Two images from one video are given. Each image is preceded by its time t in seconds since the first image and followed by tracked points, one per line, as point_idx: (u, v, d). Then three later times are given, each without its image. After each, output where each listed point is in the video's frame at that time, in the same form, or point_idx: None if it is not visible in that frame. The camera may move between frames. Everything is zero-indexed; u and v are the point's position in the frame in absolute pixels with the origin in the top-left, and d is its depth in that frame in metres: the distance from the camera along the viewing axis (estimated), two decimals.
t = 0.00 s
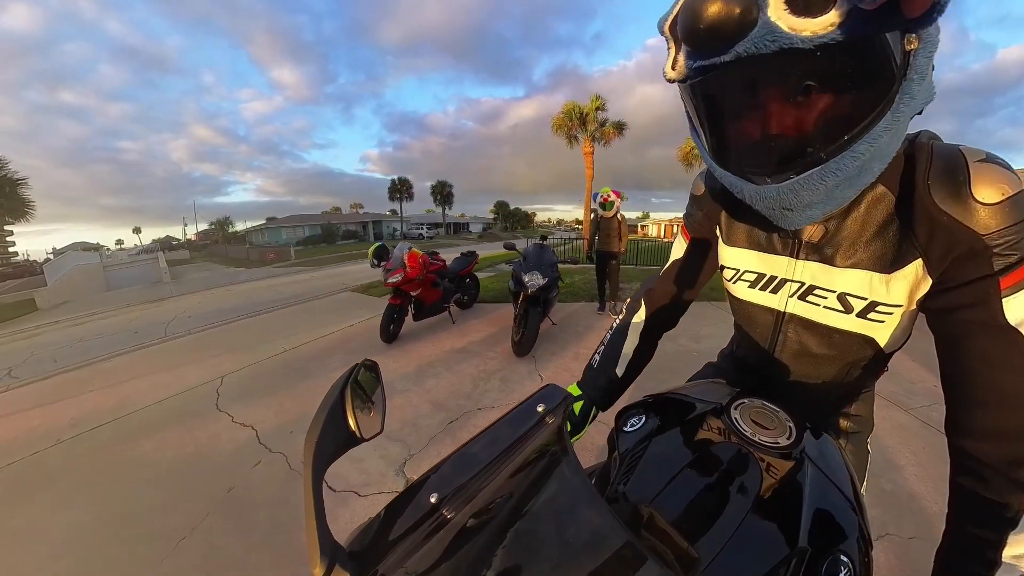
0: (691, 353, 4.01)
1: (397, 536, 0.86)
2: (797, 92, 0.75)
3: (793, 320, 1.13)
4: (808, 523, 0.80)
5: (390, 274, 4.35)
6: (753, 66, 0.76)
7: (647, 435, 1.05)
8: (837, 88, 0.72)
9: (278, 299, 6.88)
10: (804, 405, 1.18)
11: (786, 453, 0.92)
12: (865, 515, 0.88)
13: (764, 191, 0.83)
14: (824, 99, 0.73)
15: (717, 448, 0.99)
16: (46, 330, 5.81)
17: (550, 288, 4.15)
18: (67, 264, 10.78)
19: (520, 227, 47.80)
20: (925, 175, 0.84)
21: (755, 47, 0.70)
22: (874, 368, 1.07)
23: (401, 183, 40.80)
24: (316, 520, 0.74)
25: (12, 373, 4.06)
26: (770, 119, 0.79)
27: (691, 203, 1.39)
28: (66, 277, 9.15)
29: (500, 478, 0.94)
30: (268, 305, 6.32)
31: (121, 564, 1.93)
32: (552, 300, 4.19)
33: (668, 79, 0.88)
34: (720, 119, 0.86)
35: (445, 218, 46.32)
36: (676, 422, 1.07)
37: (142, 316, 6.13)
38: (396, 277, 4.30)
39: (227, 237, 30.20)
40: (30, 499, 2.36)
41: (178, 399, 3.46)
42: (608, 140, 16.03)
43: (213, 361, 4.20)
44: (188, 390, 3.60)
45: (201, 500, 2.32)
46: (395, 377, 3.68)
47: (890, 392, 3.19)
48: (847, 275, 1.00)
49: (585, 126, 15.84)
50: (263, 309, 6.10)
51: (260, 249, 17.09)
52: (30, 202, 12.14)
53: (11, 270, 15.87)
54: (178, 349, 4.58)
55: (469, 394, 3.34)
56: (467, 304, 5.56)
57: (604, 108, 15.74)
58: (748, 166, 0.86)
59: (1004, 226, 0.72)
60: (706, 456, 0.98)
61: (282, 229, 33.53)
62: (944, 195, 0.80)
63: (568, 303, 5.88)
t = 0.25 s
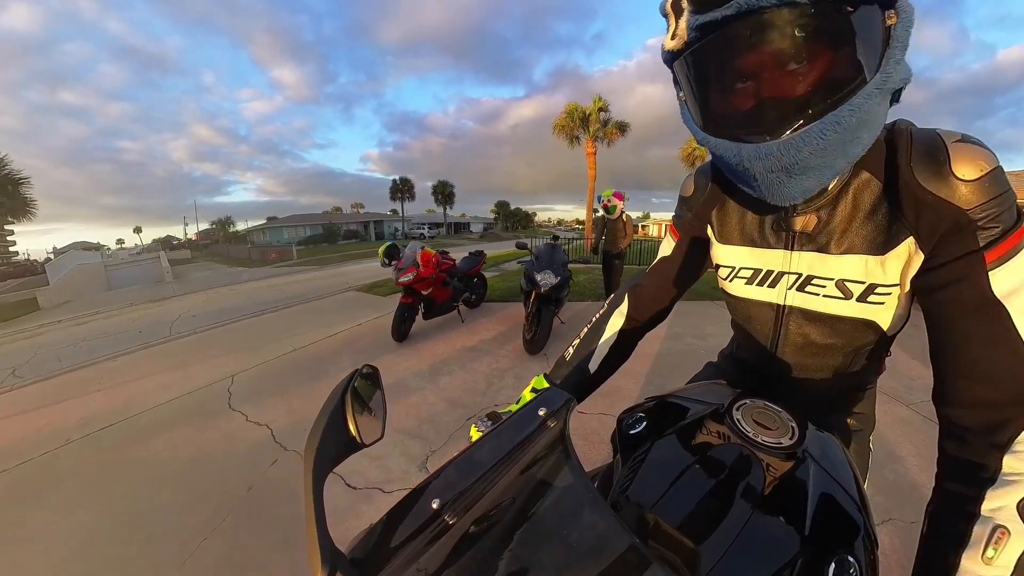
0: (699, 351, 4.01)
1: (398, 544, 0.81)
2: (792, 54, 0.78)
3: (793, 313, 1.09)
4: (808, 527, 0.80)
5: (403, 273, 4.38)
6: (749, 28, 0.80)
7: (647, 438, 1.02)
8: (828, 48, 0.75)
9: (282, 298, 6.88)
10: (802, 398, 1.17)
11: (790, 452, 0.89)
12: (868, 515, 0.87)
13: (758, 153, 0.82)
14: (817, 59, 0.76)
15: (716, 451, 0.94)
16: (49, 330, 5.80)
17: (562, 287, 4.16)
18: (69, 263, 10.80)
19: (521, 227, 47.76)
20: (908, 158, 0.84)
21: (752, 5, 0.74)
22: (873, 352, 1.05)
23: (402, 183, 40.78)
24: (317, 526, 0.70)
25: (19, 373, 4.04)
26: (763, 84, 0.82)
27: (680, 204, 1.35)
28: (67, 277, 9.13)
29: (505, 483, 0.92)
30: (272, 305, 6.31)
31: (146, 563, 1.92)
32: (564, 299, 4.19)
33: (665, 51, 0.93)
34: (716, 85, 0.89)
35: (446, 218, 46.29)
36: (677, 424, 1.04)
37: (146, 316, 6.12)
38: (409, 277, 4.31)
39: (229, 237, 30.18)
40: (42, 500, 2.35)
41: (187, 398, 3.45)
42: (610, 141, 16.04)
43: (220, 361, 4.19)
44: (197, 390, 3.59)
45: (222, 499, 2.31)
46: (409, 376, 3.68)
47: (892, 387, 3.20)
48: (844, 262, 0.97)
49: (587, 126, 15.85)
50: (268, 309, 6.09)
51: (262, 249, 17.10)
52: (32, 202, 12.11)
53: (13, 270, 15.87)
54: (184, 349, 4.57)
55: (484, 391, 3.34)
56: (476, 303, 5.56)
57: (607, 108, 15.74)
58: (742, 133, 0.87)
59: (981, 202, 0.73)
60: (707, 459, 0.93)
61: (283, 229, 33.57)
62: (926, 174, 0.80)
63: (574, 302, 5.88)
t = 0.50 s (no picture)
0: (706, 348, 4.02)
1: (396, 547, 0.79)
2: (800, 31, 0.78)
3: (792, 305, 1.06)
4: (804, 519, 0.80)
5: (414, 271, 4.38)
6: None
7: (645, 435, 1.03)
8: (837, 28, 0.75)
9: (284, 297, 6.87)
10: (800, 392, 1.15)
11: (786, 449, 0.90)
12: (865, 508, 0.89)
13: (762, 117, 0.76)
14: (827, 38, 0.75)
15: (714, 450, 0.94)
16: (55, 329, 5.78)
17: (573, 286, 4.17)
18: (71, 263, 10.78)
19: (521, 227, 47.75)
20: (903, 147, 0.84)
21: None
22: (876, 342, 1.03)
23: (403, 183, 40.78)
24: (313, 528, 0.67)
25: (25, 373, 4.01)
26: (768, 57, 0.81)
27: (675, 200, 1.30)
28: (69, 277, 9.13)
29: (503, 485, 0.88)
30: (278, 304, 6.31)
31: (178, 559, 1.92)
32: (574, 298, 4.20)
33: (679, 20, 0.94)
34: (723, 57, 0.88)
35: (446, 218, 46.28)
36: (674, 421, 1.04)
37: (147, 315, 6.08)
38: (421, 275, 4.33)
39: (229, 237, 30.14)
40: (60, 499, 2.34)
41: (201, 396, 3.45)
42: (611, 141, 16.06)
43: (231, 358, 4.19)
44: (208, 388, 3.58)
45: (245, 495, 2.31)
46: (424, 371, 3.70)
47: (891, 380, 3.25)
48: (844, 251, 0.95)
49: (588, 126, 15.87)
50: (272, 308, 6.08)
51: (263, 249, 17.09)
52: (31, 202, 12.03)
53: (15, 269, 15.87)
54: (190, 347, 4.55)
55: (502, 384, 3.38)
56: (483, 301, 5.56)
57: (608, 108, 15.76)
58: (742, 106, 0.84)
59: (974, 189, 0.74)
60: (706, 460, 0.93)
61: (285, 228, 33.58)
62: (922, 161, 0.80)
63: (580, 301, 5.90)
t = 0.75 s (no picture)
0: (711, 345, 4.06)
1: (389, 546, 0.74)
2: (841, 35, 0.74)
3: (801, 317, 1.05)
4: (791, 515, 0.82)
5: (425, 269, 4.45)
6: None
7: (636, 434, 1.03)
8: (872, 40, 0.73)
9: (288, 295, 6.89)
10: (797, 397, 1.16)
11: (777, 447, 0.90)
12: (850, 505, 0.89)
13: (804, 122, 0.69)
14: (864, 44, 0.73)
15: (702, 450, 0.95)
16: (59, 328, 5.77)
17: (579, 283, 4.22)
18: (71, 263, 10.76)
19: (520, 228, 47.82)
20: (917, 163, 0.85)
21: None
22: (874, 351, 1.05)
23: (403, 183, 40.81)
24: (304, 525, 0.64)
25: (35, 370, 4.01)
26: (809, 58, 0.76)
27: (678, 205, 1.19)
28: (72, 275, 9.15)
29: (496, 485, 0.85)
30: (283, 303, 6.33)
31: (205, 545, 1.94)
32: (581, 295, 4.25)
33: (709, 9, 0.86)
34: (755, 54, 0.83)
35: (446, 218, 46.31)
36: (666, 422, 1.04)
37: (152, 313, 6.09)
38: (431, 272, 4.38)
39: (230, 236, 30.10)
40: (81, 488, 2.35)
41: (212, 391, 3.46)
42: (611, 142, 16.10)
43: (240, 355, 4.20)
44: (221, 382, 3.61)
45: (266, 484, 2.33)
46: (435, 366, 3.75)
47: (891, 376, 3.30)
48: (856, 265, 0.95)
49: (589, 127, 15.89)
50: (277, 306, 6.09)
51: (264, 249, 17.11)
52: (35, 201, 11.99)
53: (16, 267, 15.88)
54: (199, 344, 4.57)
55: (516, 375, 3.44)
56: (489, 299, 5.59)
57: (609, 109, 15.80)
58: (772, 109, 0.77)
59: (983, 213, 0.77)
60: (696, 458, 0.94)
61: (286, 228, 33.62)
62: (938, 179, 0.81)
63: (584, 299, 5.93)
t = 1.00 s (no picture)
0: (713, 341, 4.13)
1: (387, 546, 0.73)
2: (861, 34, 0.74)
3: (794, 317, 1.04)
4: (781, 506, 0.84)
5: (435, 267, 4.52)
6: None
7: (629, 430, 1.05)
8: (888, 45, 0.73)
9: (293, 293, 6.92)
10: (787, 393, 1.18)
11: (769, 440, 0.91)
12: (838, 497, 0.91)
13: (825, 121, 0.68)
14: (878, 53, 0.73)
15: (689, 446, 0.96)
16: (63, 326, 5.78)
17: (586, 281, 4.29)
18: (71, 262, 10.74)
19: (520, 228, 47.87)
20: (915, 168, 0.87)
21: None
22: (862, 350, 1.06)
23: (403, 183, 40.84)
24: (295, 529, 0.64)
25: (45, 368, 4.02)
26: (831, 54, 0.75)
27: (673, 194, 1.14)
28: (75, 274, 9.16)
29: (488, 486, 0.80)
30: (289, 301, 6.36)
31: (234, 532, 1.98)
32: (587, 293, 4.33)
33: None
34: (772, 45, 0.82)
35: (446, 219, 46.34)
36: (658, 421, 1.05)
37: (158, 311, 6.11)
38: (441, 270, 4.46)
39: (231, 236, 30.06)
40: (101, 480, 2.38)
41: (225, 386, 3.49)
42: (612, 142, 16.11)
43: (249, 351, 4.23)
44: (236, 377, 3.64)
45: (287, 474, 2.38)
46: (448, 359, 3.83)
47: (888, 371, 3.39)
48: (851, 267, 0.95)
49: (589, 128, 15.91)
50: (283, 304, 6.11)
51: (264, 249, 17.13)
52: (37, 199, 11.96)
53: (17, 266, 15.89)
54: (207, 341, 4.60)
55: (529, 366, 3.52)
56: (495, 297, 5.59)
57: (609, 110, 15.82)
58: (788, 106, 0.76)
59: (974, 220, 0.80)
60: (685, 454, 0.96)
61: (288, 227, 33.67)
62: (936, 182, 0.84)
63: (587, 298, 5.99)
